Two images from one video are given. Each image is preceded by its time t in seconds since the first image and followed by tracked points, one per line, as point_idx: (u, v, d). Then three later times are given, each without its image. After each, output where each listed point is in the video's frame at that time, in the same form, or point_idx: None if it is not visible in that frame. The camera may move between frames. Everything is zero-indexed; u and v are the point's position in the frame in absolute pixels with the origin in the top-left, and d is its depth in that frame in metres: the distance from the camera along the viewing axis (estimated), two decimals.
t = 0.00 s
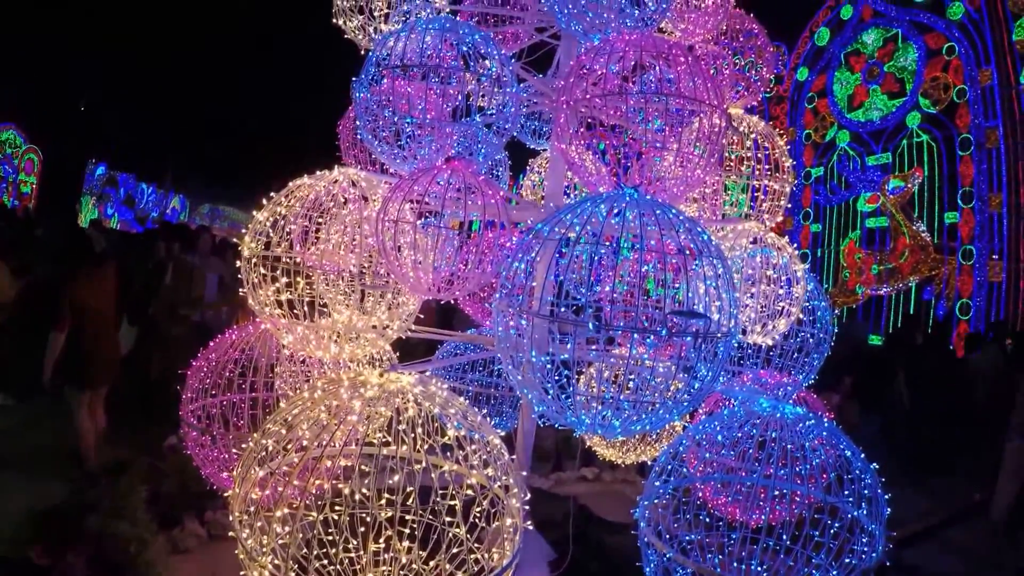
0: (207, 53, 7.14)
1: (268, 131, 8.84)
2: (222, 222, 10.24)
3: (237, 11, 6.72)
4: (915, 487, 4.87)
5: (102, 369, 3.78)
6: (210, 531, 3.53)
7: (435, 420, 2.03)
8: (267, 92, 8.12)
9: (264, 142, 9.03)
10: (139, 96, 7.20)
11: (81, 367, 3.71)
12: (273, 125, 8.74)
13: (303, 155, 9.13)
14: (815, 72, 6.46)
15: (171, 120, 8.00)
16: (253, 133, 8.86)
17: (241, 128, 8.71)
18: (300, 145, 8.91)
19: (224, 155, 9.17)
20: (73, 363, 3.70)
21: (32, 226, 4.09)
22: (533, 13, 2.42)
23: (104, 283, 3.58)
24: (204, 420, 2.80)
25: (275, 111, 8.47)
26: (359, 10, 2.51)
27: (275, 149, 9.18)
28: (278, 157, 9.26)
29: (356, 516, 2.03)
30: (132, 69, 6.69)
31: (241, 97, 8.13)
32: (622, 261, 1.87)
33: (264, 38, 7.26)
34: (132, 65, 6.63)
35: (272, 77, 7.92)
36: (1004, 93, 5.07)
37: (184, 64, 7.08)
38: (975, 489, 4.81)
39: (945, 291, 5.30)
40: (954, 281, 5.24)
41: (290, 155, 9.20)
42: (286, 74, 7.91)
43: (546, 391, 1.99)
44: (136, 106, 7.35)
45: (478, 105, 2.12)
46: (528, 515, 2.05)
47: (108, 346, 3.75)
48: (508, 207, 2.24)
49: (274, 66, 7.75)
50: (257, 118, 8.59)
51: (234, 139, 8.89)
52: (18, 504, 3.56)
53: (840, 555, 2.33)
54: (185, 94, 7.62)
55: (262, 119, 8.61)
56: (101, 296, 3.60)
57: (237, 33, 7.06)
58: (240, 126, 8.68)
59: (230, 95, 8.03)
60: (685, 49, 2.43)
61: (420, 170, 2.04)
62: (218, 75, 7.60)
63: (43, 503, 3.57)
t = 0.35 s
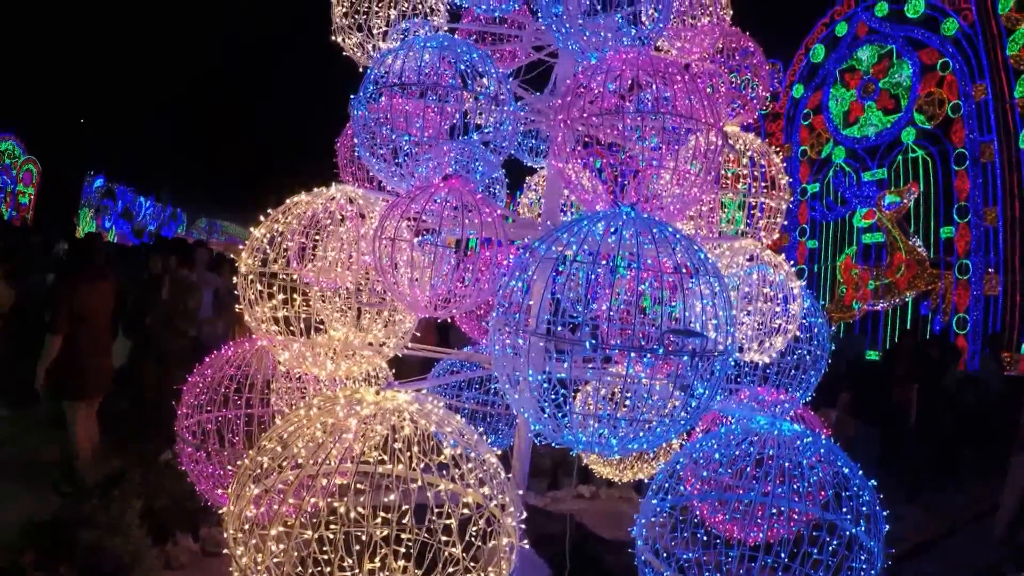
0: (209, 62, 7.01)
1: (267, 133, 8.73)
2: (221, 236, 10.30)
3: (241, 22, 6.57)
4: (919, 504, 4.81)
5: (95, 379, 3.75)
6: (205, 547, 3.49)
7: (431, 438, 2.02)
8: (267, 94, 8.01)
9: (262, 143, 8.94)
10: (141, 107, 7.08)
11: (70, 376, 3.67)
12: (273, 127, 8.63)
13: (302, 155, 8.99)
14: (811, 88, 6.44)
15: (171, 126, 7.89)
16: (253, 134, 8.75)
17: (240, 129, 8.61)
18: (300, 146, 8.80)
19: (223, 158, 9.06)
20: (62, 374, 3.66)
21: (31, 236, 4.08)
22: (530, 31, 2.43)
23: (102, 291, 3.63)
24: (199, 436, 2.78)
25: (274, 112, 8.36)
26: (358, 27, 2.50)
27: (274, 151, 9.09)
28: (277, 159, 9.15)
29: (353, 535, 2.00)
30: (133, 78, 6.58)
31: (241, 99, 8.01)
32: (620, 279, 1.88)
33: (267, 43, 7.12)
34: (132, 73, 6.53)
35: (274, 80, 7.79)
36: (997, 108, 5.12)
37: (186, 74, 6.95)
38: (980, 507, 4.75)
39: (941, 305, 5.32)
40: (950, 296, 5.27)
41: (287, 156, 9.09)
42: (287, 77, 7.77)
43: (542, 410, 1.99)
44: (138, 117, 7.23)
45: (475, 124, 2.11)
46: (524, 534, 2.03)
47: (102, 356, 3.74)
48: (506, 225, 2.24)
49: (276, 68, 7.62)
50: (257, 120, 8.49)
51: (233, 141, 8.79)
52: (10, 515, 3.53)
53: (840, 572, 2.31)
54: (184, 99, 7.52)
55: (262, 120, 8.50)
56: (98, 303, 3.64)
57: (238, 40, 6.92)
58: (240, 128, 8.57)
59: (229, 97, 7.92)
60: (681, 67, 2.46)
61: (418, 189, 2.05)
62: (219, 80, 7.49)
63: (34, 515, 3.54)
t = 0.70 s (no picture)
0: (212, 59, 6.95)
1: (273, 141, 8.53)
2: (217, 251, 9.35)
3: (240, 15, 6.61)
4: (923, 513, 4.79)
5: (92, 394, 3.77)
6: (199, 566, 3.40)
7: (428, 457, 2.01)
8: (267, 93, 7.84)
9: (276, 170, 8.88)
10: (178, 130, 7.71)
11: (65, 387, 3.71)
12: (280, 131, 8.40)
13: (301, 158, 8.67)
14: (808, 105, 6.46)
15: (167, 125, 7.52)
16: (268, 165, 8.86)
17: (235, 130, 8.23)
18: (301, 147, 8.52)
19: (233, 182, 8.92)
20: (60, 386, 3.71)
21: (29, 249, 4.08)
22: (529, 49, 2.44)
23: (100, 302, 3.65)
24: (195, 452, 2.77)
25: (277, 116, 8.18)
26: (357, 45, 2.50)
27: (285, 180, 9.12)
28: (277, 158, 8.71)
29: (348, 554, 1.99)
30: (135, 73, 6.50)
31: (243, 101, 7.85)
32: (621, 297, 1.89)
33: (271, 40, 7.07)
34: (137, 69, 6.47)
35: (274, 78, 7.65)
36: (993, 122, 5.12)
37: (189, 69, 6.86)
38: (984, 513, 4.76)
39: (940, 320, 5.25)
40: (950, 311, 5.21)
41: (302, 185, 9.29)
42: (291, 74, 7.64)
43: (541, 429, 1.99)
44: (170, 144, 7.89)
45: (473, 141, 2.13)
46: (521, 554, 2.02)
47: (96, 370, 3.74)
48: (503, 243, 2.23)
49: (276, 65, 7.47)
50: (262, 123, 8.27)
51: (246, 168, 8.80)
52: (3, 530, 3.49)
53: None
54: (186, 103, 7.35)
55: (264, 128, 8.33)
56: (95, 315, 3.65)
57: (241, 36, 6.90)
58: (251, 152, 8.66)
59: (232, 100, 7.74)
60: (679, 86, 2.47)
61: (416, 207, 2.05)
62: (222, 79, 7.34)
63: (27, 531, 3.51)
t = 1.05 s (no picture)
0: (214, 57, 6.80)
1: (270, 142, 8.33)
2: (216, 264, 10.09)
3: (243, 16, 6.44)
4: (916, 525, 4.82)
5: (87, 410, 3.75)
6: None
7: (425, 476, 1.99)
8: (268, 93, 7.65)
9: (273, 171, 8.67)
10: (175, 128, 7.50)
11: (60, 404, 3.69)
12: (280, 131, 8.20)
13: (299, 156, 8.47)
14: (805, 120, 6.51)
15: (164, 123, 7.35)
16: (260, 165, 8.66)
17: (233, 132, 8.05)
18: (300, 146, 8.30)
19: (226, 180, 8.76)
20: (56, 403, 3.69)
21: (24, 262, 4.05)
22: (527, 66, 2.44)
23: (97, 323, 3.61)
24: (190, 467, 2.74)
25: (277, 117, 8.00)
26: (356, 60, 2.50)
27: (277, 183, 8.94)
28: (274, 161, 8.57)
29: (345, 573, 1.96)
30: (137, 63, 6.29)
31: (243, 101, 7.66)
32: (620, 315, 1.89)
33: (276, 40, 6.88)
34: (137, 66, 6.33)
35: (276, 78, 7.46)
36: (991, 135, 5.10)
37: (189, 65, 6.70)
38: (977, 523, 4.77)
39: (939, 333, 5.29)
40: (949, 323, 5.24)
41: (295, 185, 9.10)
42: (294, 76, 7.45)
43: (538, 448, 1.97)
44: (169, 143, 7.73)
45: (472, 158, 2.12)
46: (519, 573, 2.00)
47: (92, 387, 3.73)
48: (501, 260, 2.23)
49: (279, 66, 7.28)
50: (261, 123, 8.06)
51: (242, 167, 8.63)
52: None
53: None
54: (184, 101, 7.16)
55: (263, 129, 8.14)
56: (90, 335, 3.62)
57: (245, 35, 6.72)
58: (247, 152, 8.44)
59: (232, 101, 7.55)
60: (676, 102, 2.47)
61: (414, 224, 2.05)
62: (223, 78, 7.17)
63: (19, 546, 3.47)
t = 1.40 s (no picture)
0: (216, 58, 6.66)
1: (270, 141, 8.17)
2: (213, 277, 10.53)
3: (243, 16, 6.30)
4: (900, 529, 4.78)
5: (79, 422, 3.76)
6: None
7: (424, 493, 1.98)
8: (268, 95, 7.50)
9: (276, 169, 8.59)
10: (176, 133, 7.38)
11: (54, 416, 3.69)
12: (280, 130, 8.05)
13: (302, 154, 8.39)
14: (802, 133, 6.53)
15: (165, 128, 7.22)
16: (260, 165, 8.51)
17: (234, 134, 7.90)
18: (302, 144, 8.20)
19: (226, 182, 8.62)
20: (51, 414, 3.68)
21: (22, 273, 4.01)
22: (525, 80, 2.45)
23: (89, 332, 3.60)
24: (186, 483, 2.72)
25: (278, 116, 7.85)
26: (354, 75, 2.50)
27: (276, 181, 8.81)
28: (276, 160, 8.48)
29: None
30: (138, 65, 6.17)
31: (243, 102, 7.51)
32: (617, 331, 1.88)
33: (275, 39, 6.73)
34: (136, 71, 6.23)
35: (277, 79, 7.30)
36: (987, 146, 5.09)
37: (187, 67, 6.57)
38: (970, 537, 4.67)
39: (939, 344, 5.24)
40: (948, 335, 5.18)
41: (295, 185, 8.95)
42: (295, 77, 7.30)
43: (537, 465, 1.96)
44: (170, 148, 7.61)
45: (469, 173, 2.12)
46: None
47: (86, 398, 3.71)
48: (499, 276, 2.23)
49: (279, 67, 7.13)
50: (261, 124, 7.91)
51: (242, 169, 8.48)
52: None
53: None
54: (184, 103, 7.03)
55: (263, 130, 7.98)
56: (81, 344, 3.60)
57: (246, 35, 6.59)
58: (247, 155, 8.28)
59: (232, 102, 7.41)
60: (673, 117, 2.48)
61: (411, 239, 2.05)
62: (223, 79, 7.03)
63: (15, 559, 3.43)
